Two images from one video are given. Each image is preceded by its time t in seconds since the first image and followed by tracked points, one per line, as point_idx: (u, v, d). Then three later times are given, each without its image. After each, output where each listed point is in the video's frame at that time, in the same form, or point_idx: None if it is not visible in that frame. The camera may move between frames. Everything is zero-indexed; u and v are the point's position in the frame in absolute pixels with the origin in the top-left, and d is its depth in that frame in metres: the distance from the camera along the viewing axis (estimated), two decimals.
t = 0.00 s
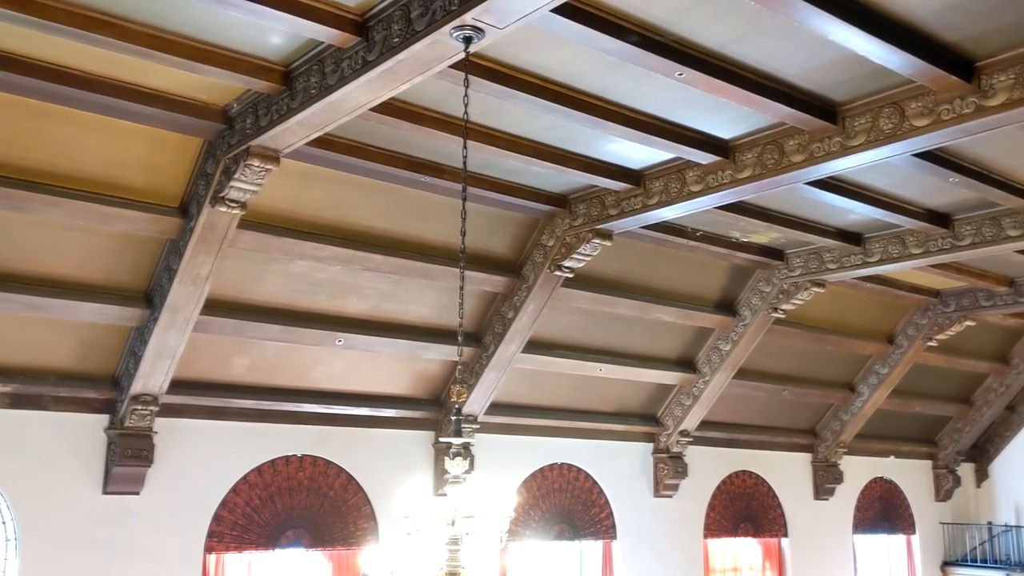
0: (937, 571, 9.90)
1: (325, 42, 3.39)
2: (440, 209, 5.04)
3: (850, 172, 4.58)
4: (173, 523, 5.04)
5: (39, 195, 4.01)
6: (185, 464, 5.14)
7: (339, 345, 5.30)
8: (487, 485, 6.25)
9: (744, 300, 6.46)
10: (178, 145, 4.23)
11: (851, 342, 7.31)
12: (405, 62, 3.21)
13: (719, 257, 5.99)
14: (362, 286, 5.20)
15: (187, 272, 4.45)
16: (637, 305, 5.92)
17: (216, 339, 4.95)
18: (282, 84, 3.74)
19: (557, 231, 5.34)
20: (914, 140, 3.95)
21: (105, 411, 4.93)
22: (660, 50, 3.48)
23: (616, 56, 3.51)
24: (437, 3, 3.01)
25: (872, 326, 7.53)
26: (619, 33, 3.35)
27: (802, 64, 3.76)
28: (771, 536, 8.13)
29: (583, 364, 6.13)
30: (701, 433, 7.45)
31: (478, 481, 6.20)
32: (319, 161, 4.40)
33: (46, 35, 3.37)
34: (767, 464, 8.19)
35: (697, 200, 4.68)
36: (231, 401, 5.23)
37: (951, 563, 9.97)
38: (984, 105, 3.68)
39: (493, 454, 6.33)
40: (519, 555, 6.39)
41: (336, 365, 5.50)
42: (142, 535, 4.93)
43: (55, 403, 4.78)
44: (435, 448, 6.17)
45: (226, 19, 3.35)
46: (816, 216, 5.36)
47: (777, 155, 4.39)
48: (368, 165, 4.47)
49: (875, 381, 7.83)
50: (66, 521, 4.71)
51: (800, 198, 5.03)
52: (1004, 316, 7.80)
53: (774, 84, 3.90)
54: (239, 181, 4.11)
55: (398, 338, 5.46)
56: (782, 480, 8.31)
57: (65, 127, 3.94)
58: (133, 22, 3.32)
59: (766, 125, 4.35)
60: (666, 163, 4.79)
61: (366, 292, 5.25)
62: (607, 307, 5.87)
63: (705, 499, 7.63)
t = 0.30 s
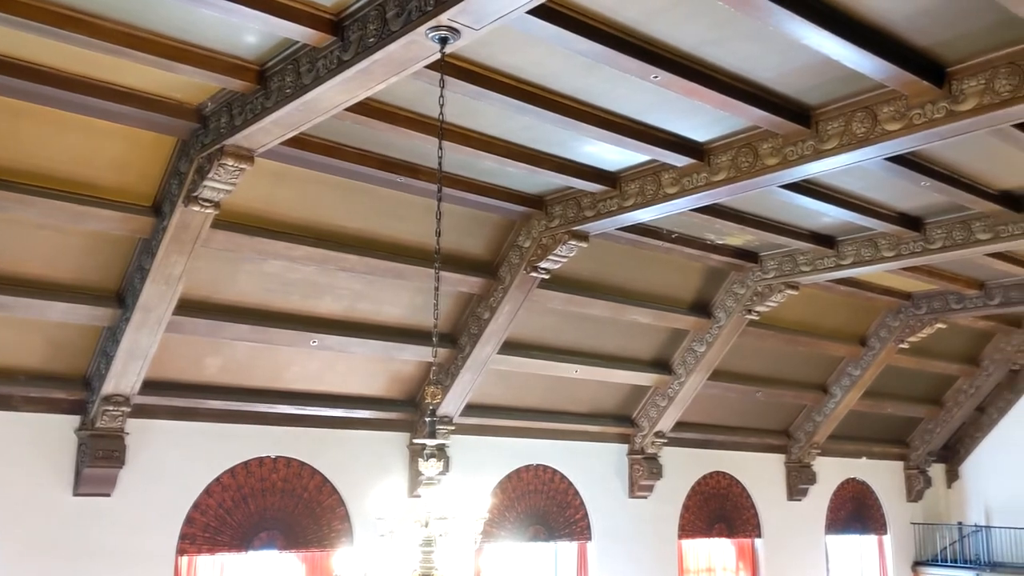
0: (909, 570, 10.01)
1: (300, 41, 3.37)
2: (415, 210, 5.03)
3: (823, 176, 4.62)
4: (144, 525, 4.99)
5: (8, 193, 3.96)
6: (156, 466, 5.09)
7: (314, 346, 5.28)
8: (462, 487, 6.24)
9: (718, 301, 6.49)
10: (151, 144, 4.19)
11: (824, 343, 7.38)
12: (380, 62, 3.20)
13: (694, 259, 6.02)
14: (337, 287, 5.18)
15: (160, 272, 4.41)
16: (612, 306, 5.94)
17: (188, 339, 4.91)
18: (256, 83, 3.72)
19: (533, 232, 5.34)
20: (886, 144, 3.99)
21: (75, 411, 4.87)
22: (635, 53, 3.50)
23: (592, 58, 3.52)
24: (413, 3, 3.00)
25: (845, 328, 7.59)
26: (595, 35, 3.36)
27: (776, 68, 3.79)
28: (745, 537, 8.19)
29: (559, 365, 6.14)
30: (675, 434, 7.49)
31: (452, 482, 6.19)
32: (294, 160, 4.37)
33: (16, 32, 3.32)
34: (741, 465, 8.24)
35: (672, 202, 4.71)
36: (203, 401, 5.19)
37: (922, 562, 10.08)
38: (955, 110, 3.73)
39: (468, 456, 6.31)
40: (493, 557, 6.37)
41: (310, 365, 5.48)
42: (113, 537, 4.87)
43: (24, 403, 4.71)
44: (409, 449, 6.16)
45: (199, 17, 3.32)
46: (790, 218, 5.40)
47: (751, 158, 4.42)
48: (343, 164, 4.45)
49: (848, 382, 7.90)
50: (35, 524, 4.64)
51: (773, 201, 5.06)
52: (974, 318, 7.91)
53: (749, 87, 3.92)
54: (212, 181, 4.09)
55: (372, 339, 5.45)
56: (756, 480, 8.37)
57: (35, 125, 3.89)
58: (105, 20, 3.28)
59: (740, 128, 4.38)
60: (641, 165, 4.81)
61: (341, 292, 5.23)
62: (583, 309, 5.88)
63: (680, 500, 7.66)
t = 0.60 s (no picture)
0: (883, 570, 10.10)
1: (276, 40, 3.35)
2: (392, 210, 5.02)
3: (799, 179, 4.65)
4: (117, 527, 4.93)
5: None
6: (130, 467, 5.05)
7: (290, 346, 5.25)
8: (439, 488, 6.22)
9: (695, 303, 6.52)
10: (125, 143, 4.16)
11: (800, 344, 7.43)
12: (357, 62, 3.19)
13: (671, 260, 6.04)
14: (313, 287, 5.16)
15: (134, 271, 4.38)
16: (589, 307, 5.95)
17: (163, 339, 4.87)
18: (232, 82, 3.69)
19: (511, 233, 5.34)
20: (860, 147, 4.03)
21: (47, 412, 4.81)
22: (612, 54, 3.50)
23: (569, 59, 3.52)
24: (390, 3, 2.98)
25: (820, 329, 7.65)
26: (572, 37, 3.37)
27: (753, 70, 3.81)
28: (721, 537, 8.23)
29: (536, 366, 6.15)
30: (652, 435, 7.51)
31: (429, 483, 6.18)
32: (270, 160, 4.35)
33: None
34: (717, 465, 8.28)
35: (649, 204, 4.72)
36: (178, 402, 5.15)
37: (896, 562, 10.18)
38: (928, 113, 3.76)
39: (445, 457, 6.29)
40: (470, 558, 6.35)
41: (285, 366, 5.45)
42: (85, 539, 4.81)
43: None
44: (385, 450, 6.14)
45: (174, 15, 3.29)
46: (766, 221, 5.44)
47: (728, 160, 4.44)
48: (320, 164, 4.43)
49: (823, 383, 7.96)
50: (5, 526, 4.57)
51: (749, 203, 5.09)
52: (947, 320, 7.99)
53: (725, 90, 3.94)
54: (187, 180, 4.05)
55: (349, 340, 5.43)
56: (732, 481, 8.41)
57: (8, 123, 3.85)
58: (78, 16, 3.25)
59: (716, 131, 4.40)
60: (619, 166, 4.82)
61: (317, 293, 5.20)
62: (560, 310, 5.89)
63: (657, 500, 7.69)
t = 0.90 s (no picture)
0: (861, 568, 10.18)
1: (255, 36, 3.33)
2: (372, 208, 5.00)
3: (778, 179, 4.67)
4: (94, 527, 4.89)
5: None
6: (107, 467, 5.01)
7: (269, 345, 5.23)
8: (418, 487, 6.21)
9: (676, 302, 6.54)
10: (103, 140, 4.12)
11: (779, 344, 7.48)
12: (336, 59, 3.17)
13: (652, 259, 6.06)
14: (293, 285, 5.13)
15: (111, 269, 4.34)
16: (570, 306, 5.96)
17: (141, 338, 4.83)
18: (211, 78, 3.67)
19: (492, 232, 5.34)
20: (839, 147, 4.05)
21: (23, 411, 4.76)
22: (593, 54, 3.51)
23: (549, 58, 3.52)
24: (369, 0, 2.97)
25: (799, 328, 7.69)
26: (553, 36, 3.37)
27: (733, 70, 3.82)
28: (700, 535, 8.26)
29: (516, 365, 6.15)
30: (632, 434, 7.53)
31: (408, 482, 6.17)
32: (249, 157, 4.32)
33: None
34: (697, 464, 8.31)
35: (630, 203, 4.73)
36: (157, 401, 5.11)
37: (874, 559, 10.26)
38: (906, 114, 3.79)
39: (424, 456, 6.28)
40: (449, 557, 6.34)
41: (265, 365, 5.42)
42: (61, 539, 4.77)
43: None
44: (365, 449, 6.12)
45: (152, 10, 3.27)
46: (746, 220, 5.46)
47: (708, 160, 4.46)
48: (300, 161, 4.41)
49: (802, 382, 8.00)
50: None
51: (730, 203, 5.11)
52: (924, 320, 8.06)
53: (705, 89, 3.95)
54: (165, 176, 4.02)
55: (329, 338, 5.41)
56: (711, 479, 8.45)
57: None
58: (55, 12, 3.22)
59: (696, 130, 4.42)
60: (600, 166, 4.83)
61: (297, 291, 5.18)
62: (541, 309, 5.89)
63: (637, 499, 7.71)
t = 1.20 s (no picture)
0: (836, 566, 10.27)
1: (232, 32, 3.31)
2: (350, 207, 4.99)
3: (756, 180, 4.70)
4: (67, 527, 4.84)
5: None
6: (81, 466, 4.96)
7: (246, 343, 5.20)
8: (395, 486, 6.20)
9: (654, 302, 6.57)
10: (78, 136, 4.09)
11: (756, 343, 7.52)
12: (314, 56, 3.16)
13: (630, 259, 6.08)
14: (270, 283, 5.11)
15: (86, 266, 4.31)
16: (549, 305, 5.97)
17: (117, 335, 4.80)
18: (187, 74, 3.64)
19: (471, 231, 5.33)
20: (815, 148, 4.08)
21: None
22: (571, 53, 3.51)
23: (528, 57, 3.52)
24: None
25: (776, 328, 7.74)
26: (531, 34, 3.37)
27: (711, 71, 3.84)
28: (677, 534, 8.30)
29: (495, 364, 6.15)
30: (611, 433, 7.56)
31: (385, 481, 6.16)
32: (226, 154, 4.29)
33: None
34: (674, 463, 8.35)
35: (608, 203, 4.75)
36: (132, 400, 5.07)
37: (849, 557, 10.35)
38: (882, 116, 3.82)
39: (402, 455, 6.27)
40: (426, 556, 6.33)
41: (241, 363, 5.40)
42: (33, 538, 4.72)
43: None
44: (341, 448, 6.11)
45: (128, 6, 3.24)
46: (724, 221, 5.49)
47: (686, 160, 4.47)
48: (277, 159, 4.39)
49: (779, 381, 8.05)
50: None
51: (707, 203, 5.13)
52: (900, 320, 8.14)
53: (684, 90, 3.97)
54: (141, 173, 3.99)
55: (306, 337, 5.39)
56: (689, 478, 8.49)
57: None
58: (28, 6, 3.18)
59: (675, 131, 4.43)
60: (579, 165, 4.84)
61: (274, 289, 5.16)
62: (519, 308, 5.90)
63: (615, 497, 7.73)
